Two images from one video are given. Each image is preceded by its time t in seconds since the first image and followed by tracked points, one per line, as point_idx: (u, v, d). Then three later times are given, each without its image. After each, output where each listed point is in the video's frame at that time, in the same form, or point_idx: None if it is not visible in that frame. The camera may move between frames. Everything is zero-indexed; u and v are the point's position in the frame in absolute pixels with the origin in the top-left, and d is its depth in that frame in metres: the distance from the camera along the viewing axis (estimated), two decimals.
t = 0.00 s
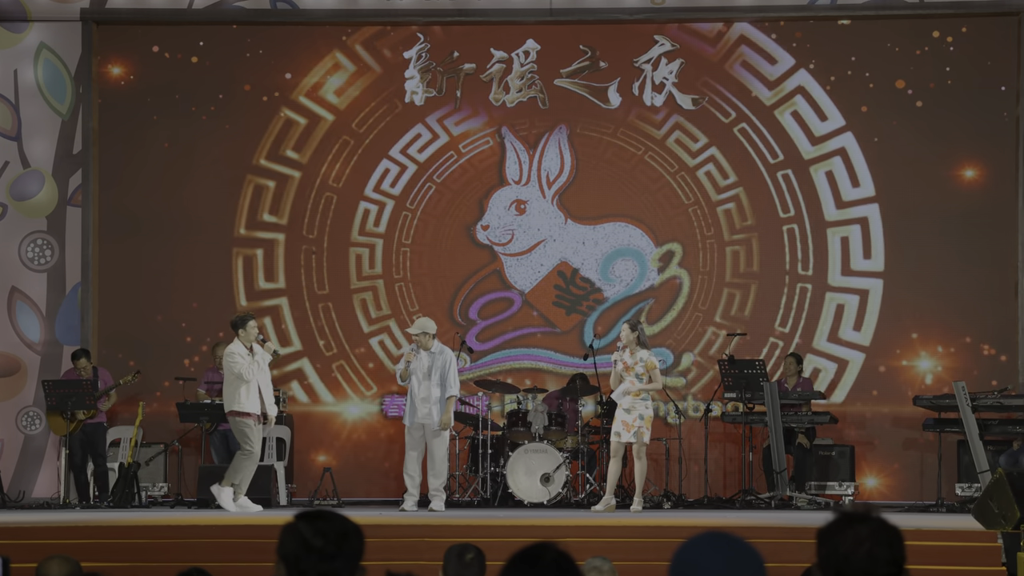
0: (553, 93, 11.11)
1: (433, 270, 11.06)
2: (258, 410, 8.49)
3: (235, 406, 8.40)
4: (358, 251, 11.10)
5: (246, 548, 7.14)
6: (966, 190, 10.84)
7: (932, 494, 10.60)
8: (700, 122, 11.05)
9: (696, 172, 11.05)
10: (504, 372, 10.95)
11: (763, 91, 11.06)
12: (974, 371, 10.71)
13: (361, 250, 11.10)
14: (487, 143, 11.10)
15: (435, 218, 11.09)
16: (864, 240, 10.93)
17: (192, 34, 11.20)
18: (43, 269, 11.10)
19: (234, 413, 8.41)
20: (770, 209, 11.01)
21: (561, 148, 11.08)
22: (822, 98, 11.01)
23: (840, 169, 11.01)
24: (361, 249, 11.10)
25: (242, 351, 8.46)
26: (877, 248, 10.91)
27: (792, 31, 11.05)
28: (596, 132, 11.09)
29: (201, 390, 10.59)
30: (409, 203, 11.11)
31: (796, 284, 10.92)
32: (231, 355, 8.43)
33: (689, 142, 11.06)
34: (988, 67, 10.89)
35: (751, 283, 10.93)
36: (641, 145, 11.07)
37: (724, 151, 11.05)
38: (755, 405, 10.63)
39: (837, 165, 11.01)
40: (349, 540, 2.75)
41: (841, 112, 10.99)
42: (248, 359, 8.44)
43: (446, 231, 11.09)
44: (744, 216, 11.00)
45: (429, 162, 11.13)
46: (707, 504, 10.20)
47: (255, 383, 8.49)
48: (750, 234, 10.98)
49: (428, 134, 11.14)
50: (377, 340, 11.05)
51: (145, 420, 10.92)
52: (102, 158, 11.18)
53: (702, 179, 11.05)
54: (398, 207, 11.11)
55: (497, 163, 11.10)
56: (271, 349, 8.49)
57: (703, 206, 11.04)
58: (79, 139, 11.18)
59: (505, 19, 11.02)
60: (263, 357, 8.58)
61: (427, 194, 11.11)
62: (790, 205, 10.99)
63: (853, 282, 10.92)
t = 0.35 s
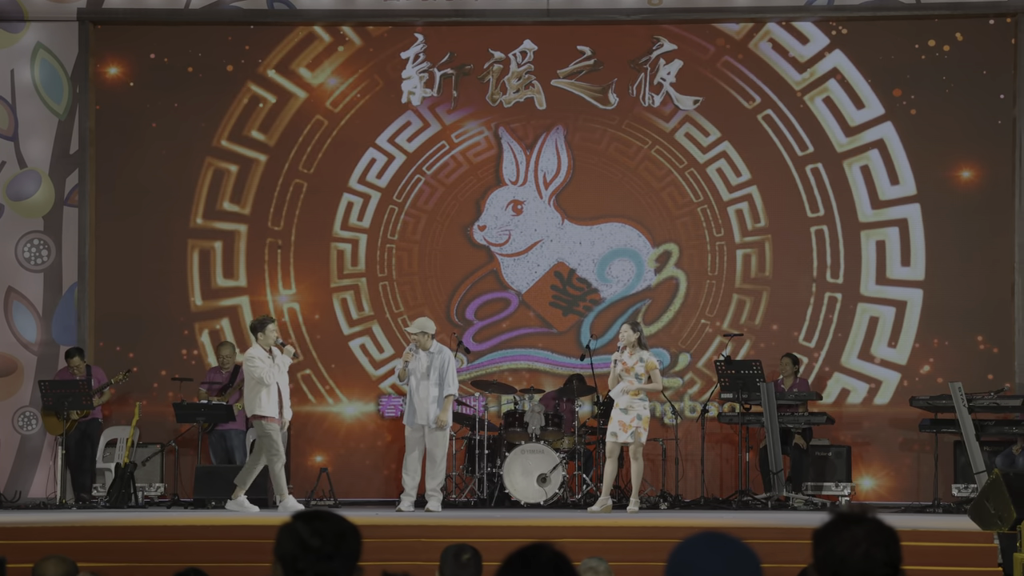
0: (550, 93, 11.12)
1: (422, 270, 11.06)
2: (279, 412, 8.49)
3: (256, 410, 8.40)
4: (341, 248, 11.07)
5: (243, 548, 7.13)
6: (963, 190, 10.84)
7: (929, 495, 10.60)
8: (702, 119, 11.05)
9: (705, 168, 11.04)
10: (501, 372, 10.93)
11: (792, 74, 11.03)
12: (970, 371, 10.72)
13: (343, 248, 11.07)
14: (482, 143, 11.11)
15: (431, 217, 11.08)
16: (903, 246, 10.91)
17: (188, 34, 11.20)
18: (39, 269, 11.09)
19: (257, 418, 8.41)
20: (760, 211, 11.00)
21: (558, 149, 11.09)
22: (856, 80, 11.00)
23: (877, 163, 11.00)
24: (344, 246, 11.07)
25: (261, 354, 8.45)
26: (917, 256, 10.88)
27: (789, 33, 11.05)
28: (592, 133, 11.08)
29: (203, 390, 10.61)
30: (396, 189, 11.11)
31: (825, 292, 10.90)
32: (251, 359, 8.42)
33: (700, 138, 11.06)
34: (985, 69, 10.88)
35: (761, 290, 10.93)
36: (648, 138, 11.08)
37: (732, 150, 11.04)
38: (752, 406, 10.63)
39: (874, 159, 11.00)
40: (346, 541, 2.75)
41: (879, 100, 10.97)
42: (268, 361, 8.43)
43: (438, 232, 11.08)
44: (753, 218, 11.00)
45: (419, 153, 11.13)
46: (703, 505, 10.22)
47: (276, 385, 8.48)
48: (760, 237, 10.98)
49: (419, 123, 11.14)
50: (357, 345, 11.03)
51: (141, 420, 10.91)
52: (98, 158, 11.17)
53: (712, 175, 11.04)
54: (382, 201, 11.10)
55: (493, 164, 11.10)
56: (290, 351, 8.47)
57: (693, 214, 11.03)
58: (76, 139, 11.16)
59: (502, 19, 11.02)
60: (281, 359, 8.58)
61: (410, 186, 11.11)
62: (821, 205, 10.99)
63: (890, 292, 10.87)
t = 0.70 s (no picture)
0: (547, 94, 11.12)
1: (410, 267, 11.06)
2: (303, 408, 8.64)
3: (284, 406, 8.56)
4: (324, 243, 11.07)
5: (241, 548, 7.11)
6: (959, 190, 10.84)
7: (925, 496, 10.59)
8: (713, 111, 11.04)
9: (714, 166, 11.05)
10: (496, 373, 10.93)
11: (821, 59, 11.02)
12: (966, 372, 10.72)
13: (325, 243, 11.07)
14: (478, 143, 11.09)
15: (426, 215, 11.07)
16: (941, 249, 10.84)
17: (184, 35, 11.20)
18: (35, 270, 11.08)
19: (278, 413, 8.57)
20: (755, 213, 11.00)
21: (554, 149, 11.09)
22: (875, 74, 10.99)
23: (914, 159, 10.94)
24: (326, 242, 11.07)
25: (285, 350, 8.60)
26: (956, 263, 10.81)
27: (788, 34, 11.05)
28: (589, 134, 11.08)
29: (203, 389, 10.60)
30: (382, 184, 11.11)
31: (854, 301, 10.88)
32: (275, 356, 8.56)
33: (709, 131, 11.04)
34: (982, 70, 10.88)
35: (773, 296, 10.91)
36: (653, 133, 11.07)
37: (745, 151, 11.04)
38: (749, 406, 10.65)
39: (911, 154, 10.95)
40: (344, 541, 2.75)
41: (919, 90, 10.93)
42: (292, 356, 8.59)
43: (424, 231, 11.06)
44: (765, 220, 11.00)
45: (409, 143, 11.12)
46: (699, 505, 10.24)
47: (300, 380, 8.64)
48: (769, 241, 10.96)
49: (409, 112, 11.13)
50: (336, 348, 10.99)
51: (138, 420, 10.90)
52: (95, 159, 11.17)
53: (722, 172, 11.05)
54: (370, 193, 11.09)
55: (490, 166, 11.09)
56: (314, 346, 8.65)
57: (694, 215, 11.04)
58: (72, 139, 11.16)
59: (499, 20, 11.01)
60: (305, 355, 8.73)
61: (395, 179, 11.11)
62: (850, 205, 10.96)
63: (925, 303, 10.82)
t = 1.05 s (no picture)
0: (544, 94, 11.12)
1: (400, 266, 11.05)
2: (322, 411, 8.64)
3: (301, 407, 8.59)
4: (306, 238, 11.07)
5: (237, 549, 7.12)
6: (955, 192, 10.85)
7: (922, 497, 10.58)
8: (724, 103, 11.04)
9: (725, 162, 11.04)
10: (492, 373, 10.92)
11: (861, 38, 11.02)
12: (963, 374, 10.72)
13: (307, 238, 11.08)
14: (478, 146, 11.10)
15: (423, 215, 11.07)
16: (990, 255, 10.78)
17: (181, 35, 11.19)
18: (32, 270, 11.07)
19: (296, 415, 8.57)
20: (768, 213, 10.99)
21: (551, 150, 11.08)
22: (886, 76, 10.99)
23: (961, 153, 10.89)
24: (308, 238, 11.08)
25: (305, 352, 8.65)
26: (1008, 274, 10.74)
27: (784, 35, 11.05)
28: (586, 135, 11.08)
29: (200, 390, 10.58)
30: (368, 174, 11.11)
31: (892, 313, 10.82)
32: (294, 357, 8.62)
33: (721, 126, 11.06)
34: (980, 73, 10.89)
35: (783, 301, 10.90)
36: (661, 126, 11.07)
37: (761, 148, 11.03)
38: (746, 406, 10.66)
39: (958, 148, 10.90)
40: (341, 543, 2.75)
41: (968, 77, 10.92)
42: (311, 358, 8.64)
43: (416, 229, 11.07)
44: (779, 221, 10.98)
45: (399, 134, 11.13)
46: (696, 506, 10.26)
47: (320, 382, 8.67)
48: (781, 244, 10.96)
49: (397, 102, 11.13)
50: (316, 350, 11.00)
51: (134, 420, 10.89)
52: (92, 159, 11.17)
53: (733, 168, 11.04)
54: (355, 186, 11.09)
55: (487, 166, 11.10)
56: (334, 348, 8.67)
57: (698, 217, 11.02)
58: (69, 139, 11.15)
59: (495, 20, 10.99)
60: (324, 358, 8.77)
61: (383, 171, 11.12)
62: (890, 205, 10.91)
63: (970, 316, 10.77)
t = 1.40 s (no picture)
0: (544, 96, 11.12)
1: (390, 266, 11.06)
2: (337, 411, 8.61)
3: (317, 407, 8.55)
4: (283, 234, 11.08)
5: (237, 552, 7.12)
6: (956, 195, 10.84)
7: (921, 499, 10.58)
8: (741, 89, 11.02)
9: (743, 159, 11.03)
10: (493, 375, 10.91)
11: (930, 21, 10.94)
12: (963, 379, 10.71)
13: (286, 233, 11.08)
14: (479, 147, 11.11)
15: (425, 216, 11.08)
16: None
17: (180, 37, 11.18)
18: (31, 271, 11.06)
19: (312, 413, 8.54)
20: (790, 215, 10.98)
21: (551, 152, 11.08)
22: (890, 82, 10.95)
23: None
24: (284, 234, 11.09)
25: (319, 352, 8.62)
26: None
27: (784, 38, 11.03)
28: (583, 137, 11.07)
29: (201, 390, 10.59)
30: (355, 166, 11.13)
31: (961, 333, 10.73)
32: (308, 357, 8.58)
33: (740, 118, 11.03)
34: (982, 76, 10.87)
35: (804, 314, 10.88)
36: (676, 119, 11.06)
37: (784, 146, 11.01)
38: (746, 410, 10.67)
39: None
40: (338, 549, 2.75)
41: None
42: (325, 359, 8.61)
43: (409, 226, 11.07)
44: (801, 225, 10.96)
45: (388, 122, 11.15)
46: (694, 508, 10.27)
47: (334, 382, 8.64)
48: (802, 252, 10.93)
49: (387, 89, 11.16)
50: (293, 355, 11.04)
51: (133, 422, 10.88)
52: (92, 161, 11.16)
53: (752, 166, 11.03)
54: (341, 178, 11.11)
55: (487, 165, 11.11)
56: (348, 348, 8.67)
57: (709, 221, 11.01)
58: (69, 141, 11.15)
59: (496, 23, 10.98)
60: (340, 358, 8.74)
61: (371, 161, 11.13)
62: (961, 206, 10.82)
63: None
